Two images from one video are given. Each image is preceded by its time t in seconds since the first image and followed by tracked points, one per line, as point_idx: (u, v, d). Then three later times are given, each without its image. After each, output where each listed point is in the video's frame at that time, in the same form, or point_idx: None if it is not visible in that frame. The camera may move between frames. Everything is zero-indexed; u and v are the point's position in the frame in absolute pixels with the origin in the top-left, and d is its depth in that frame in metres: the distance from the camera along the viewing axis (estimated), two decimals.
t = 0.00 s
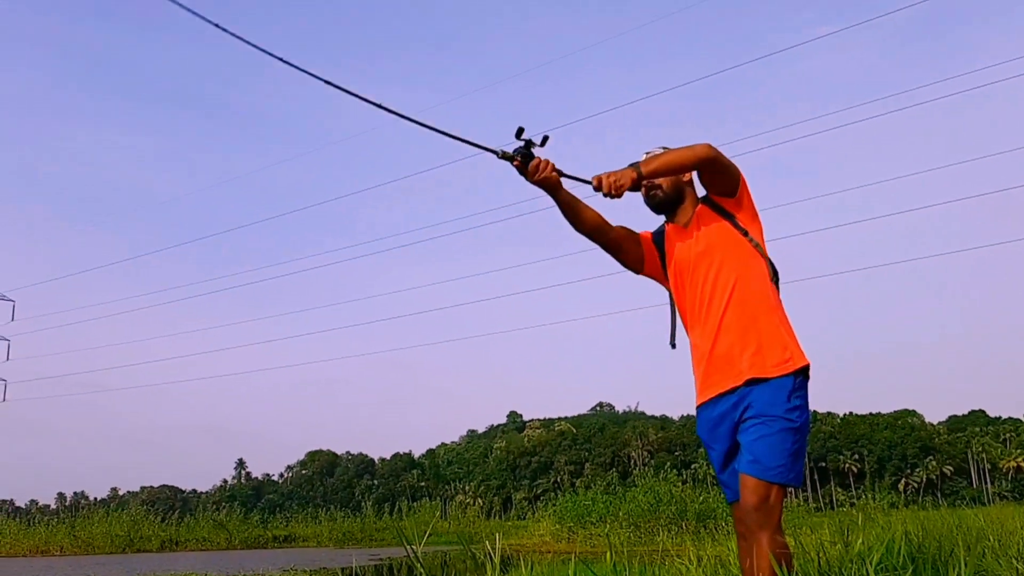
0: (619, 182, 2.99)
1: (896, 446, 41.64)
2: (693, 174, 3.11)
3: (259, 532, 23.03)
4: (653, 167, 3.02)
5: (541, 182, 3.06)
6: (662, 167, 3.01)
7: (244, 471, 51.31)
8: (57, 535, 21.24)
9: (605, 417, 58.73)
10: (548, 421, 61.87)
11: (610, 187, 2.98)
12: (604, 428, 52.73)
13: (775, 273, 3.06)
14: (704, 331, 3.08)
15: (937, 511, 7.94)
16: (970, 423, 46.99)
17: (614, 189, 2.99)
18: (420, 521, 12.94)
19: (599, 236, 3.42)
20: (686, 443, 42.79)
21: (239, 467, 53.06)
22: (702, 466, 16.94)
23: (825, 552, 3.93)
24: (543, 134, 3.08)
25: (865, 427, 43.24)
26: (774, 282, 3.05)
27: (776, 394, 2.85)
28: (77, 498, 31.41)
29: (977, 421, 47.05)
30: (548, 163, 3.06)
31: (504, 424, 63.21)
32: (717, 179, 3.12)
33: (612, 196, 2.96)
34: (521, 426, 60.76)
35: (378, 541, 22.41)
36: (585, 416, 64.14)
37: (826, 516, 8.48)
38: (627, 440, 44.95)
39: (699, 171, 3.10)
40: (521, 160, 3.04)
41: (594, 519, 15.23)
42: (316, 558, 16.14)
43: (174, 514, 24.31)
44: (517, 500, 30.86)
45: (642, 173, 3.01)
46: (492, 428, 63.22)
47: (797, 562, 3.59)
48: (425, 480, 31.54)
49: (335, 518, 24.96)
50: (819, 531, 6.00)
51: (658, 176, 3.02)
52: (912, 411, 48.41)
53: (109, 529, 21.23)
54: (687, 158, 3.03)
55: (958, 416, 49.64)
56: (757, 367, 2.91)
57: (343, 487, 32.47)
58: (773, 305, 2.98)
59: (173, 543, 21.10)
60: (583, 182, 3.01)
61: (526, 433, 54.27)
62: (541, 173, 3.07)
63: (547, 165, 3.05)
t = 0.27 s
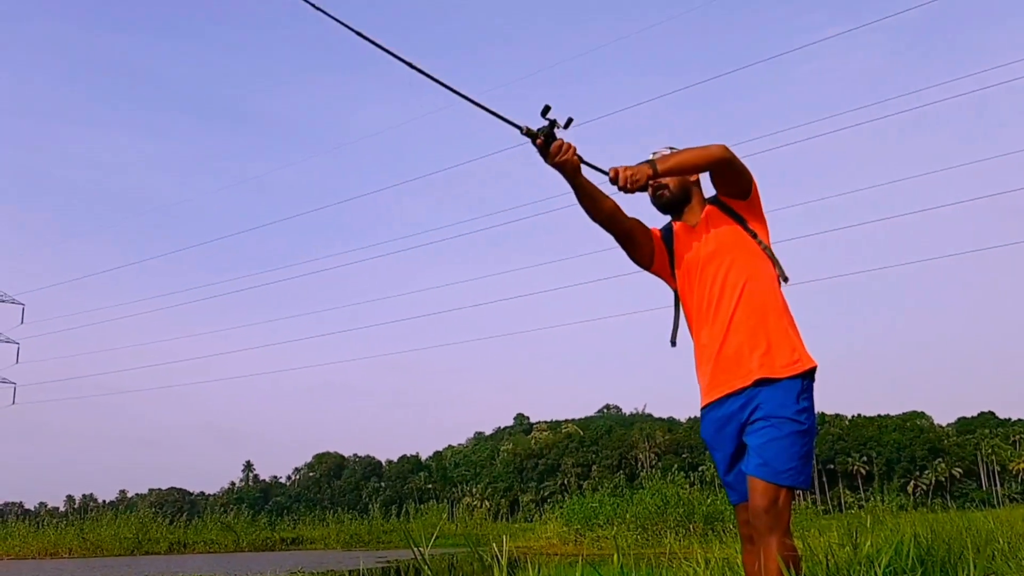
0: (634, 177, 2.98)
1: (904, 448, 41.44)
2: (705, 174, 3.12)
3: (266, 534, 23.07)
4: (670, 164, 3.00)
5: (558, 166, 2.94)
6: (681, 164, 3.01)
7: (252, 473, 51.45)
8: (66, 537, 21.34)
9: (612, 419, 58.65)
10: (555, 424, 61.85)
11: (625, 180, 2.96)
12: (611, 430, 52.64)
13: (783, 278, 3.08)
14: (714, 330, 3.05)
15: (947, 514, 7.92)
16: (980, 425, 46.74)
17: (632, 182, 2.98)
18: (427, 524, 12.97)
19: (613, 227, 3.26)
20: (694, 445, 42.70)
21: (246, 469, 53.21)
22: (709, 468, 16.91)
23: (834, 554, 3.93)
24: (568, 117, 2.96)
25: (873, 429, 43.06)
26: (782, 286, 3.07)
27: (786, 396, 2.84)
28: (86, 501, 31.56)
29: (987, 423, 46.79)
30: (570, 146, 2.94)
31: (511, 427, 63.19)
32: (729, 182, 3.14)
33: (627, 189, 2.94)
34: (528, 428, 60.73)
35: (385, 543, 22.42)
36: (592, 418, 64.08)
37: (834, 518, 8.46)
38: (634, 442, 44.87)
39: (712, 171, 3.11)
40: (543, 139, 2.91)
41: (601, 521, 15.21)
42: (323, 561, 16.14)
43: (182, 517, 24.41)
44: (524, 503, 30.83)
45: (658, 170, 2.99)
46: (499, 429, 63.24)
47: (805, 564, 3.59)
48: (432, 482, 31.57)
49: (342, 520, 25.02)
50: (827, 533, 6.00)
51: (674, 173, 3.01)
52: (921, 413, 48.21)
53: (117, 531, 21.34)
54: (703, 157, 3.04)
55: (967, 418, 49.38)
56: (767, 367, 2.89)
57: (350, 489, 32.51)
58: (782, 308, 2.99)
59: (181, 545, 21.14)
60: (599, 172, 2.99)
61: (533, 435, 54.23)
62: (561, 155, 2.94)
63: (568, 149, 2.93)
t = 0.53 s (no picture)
0: (649, 167, 3.02)
1: (909, 448, 41.33)
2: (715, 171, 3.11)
3: (270, 535, 23.07)
4: (685, 157, 2.99)
5: (573, 151, 2.91)
6: (697, 158, 2.99)
7: (257, 474, 51.48)
8: (71, 537, 21.39)
9: (616, 419, 58.60)
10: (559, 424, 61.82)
11: (641, 168, 3.02)
12: (615, 430, 52.61)
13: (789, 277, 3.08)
14: (720, 327, 3.04)
15: (951, 513, 7.89)
16: (985, 424, 46.60)
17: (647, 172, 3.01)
18: (432, 523, 12.96)
19: (622, 218, 3.20)
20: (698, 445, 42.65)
21: (251, 469, 53.29)
22: (712, 468, 16.89)
23: (838, 554, 3.91)
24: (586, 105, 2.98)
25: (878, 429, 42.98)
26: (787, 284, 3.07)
27: (791, 396, 2.84)
28: (91, 501, 31.62)
29: (992, 422, 46.66)
30: (587, 132, 2.91)
31: (515, 427, 63.18)
32: (738, 180, 3.13)
33: (642, 176, 3.00)
34: (532, 428, 60.73)
35: (390, 543, 22.42)
36: (596, 418, 64.02)
37: (838, 517, 8.43)
38: (638, 442, 44.84)
39: (722, 169, 3.10)
40: (558, 123, 2.88)
41: (605, 521, 15.19)
42: (326, 561, 16.16)
43: (187, 517, 24.44)
44: (528, 502, 30.80)
45: (673, 162, 2.98)
46: (503, 429, 63.22)
47: (810, 563, 3.58)
48: (436, 482, 31.57)
49: (346, 520, 25.01)
50: (831, 533, 5.99)
51: (689, 166, 3.00)
52: (925, 412, 48.12)
53: (122, 532, 21.37)
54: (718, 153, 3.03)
55: (971, 417, 49.25)
56: (774, 365, 2.88)
57: (354, 488, 32.56)
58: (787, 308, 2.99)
59: (185, 545, 21.15)
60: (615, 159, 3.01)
61: (537, 435, 54.24)
62: (577, 141, 2.91)
63: (585, 135, 2.90)
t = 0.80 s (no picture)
0: (664, 157, 3.00)
1: (912, 448, 41.24)
2: (723, 167, 3.12)
3: (274, 535, 23.08)
4: (699, 148, 3.00)
5: (584, 140, 2.86)
6: (710, 150, 3.00)
7: (260, 474, 51.49)
8: (75, 537, 21.44)
9: (619, 419, 58.57)
10: (562, 424, 61.82)
11: (656, 157, 2.99)
12: (618, 430, 52.58)
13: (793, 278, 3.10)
14: (725, 326, 3.02)
15: (955, 513, 7.87)
16: (988, 424, 46.47)
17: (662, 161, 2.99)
18: (434, 524, 12.97)
19: (631, 211, 3.01)
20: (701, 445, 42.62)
21: (253, 470, 53.34)
22: (715, 468, 16.88)
23: (843, 554, 3.90)
24: (596, 96, 2.93)
25: (881, 429, 42.89)
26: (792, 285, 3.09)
27: (795, 397, 2.84)
28: (94, 502, 31.67)
29: (996, 421, 46.53)
30: (599, 121, 2.87)
31: (517, 427, 63.18)
32: (746, 177, 3.14)
33: (660, 163, 2.97)
34: (535, 429, 60.71)
35: (393, 544, 22.44)
36: (598, 418, 63.99)
37: (841, 517, 8.42)
38: (641, 442, 44.83)
39: (731, 165, 3.12)
40: (570, 112, 2.86)
41: (608, 521, 15.19)
42: (330, 561, 16.18)
43: (190, 517, 24.46)
44: (531, 503, 30.76)
45: (689, 152, 2.99)
46: (505, 429, 63.19)
47: (813, 564, 3.57)
48: (439, 482, 31.58)
49: (349, 521, 25.02)
50: (834, 533, 5.98)
51: (703, 156, 3.01)
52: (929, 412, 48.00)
53: (125, 532, 21.41)
54: (731, 148, 3.05)
55: (975, 417, 49.10)
56: (781, 363, 2.89)
57: (357, 489, 32.59)
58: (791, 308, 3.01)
59: (189, 546, 21.18)
60: (629, 148, 3.00)
61: (539, 435, 54.22)
62: (589, 129, 2.87)
63: (598, 124, 2.87)
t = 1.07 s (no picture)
0: (675, 147, 3.10)
1: (915, 448, 41.15)
2: (730, 164, 3.15)
3: (276, 535, 23.12)
4: (709, 142, 3.06)
5: (596, 130, 2.87)
6: (721, 144, 3.04)
7: (263, 474, 51.54)
8: (78, 537, 21.49)
9: (621, 419, 58.56)
10: (564, 423, 61.83)
11: (668, 148, 3.08)
12: (620, 430, 52.57)
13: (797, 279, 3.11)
14: (729, 323, 3.02)
15: (958, 512, 7.86)
16: (991, 423, 46.34)
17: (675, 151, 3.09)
18: (437, 524, 12.95)
19: (639, 203, 2.98)
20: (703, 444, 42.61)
21: (256, 470, 53.41)
22: (717, 468, 16.85)
23: (845, 553, 3.90)
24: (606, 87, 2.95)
25: (884, 428, 42.80)
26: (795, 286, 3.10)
27: (799, 397, 2.84)
28: (97, 502, 31.71)
29: (999, 421, 46.42)
30: (611, 111, 2.89)
31: (519, 427, 63.21)
32: (752, 175, 3.16)
33: (670, 153, 3.07)
34: (537, 428, 60.70)
35: (395, 543, 22.46)
36: (601, 417, 63.96)
37: (843, 517, 8.41)
38: (644, 442, 44.82)
39: (738, 161, 3.15)
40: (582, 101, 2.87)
41: (610, 521, 15.19)
42: (332, 561, 16.20)
43: (193, 517, 24.49)
44: (533, 503, 30.74)
45: (701, 144, 3.06)
46: (508, 429, 63.17)
47: (816, 564, 3.56)
48: (441, 482, 31.59)
49: (352, 521, 25.03)
50: (836, 533, 5.97)
51: (713, 150, 3.06)
52: (932, 411, 47.90)
53: (128, 532, 21.45)
54: (742, 144, 3.07)
55: (978, 416, 48.97)
56: (787, 363, 2.89)
57: (359, 489, 32.62)
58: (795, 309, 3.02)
59: (191, 545, 21.21)
60: (642, 138, 3.08)
61: (542, 435, 54.23)
62: (601, 120, 2.88)
63: (611, 114, 2.88)
